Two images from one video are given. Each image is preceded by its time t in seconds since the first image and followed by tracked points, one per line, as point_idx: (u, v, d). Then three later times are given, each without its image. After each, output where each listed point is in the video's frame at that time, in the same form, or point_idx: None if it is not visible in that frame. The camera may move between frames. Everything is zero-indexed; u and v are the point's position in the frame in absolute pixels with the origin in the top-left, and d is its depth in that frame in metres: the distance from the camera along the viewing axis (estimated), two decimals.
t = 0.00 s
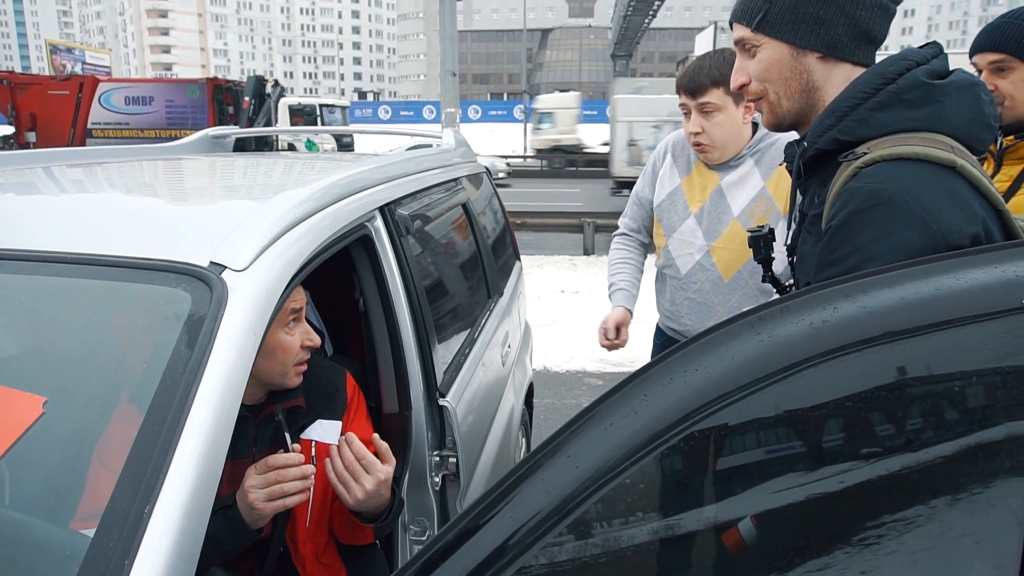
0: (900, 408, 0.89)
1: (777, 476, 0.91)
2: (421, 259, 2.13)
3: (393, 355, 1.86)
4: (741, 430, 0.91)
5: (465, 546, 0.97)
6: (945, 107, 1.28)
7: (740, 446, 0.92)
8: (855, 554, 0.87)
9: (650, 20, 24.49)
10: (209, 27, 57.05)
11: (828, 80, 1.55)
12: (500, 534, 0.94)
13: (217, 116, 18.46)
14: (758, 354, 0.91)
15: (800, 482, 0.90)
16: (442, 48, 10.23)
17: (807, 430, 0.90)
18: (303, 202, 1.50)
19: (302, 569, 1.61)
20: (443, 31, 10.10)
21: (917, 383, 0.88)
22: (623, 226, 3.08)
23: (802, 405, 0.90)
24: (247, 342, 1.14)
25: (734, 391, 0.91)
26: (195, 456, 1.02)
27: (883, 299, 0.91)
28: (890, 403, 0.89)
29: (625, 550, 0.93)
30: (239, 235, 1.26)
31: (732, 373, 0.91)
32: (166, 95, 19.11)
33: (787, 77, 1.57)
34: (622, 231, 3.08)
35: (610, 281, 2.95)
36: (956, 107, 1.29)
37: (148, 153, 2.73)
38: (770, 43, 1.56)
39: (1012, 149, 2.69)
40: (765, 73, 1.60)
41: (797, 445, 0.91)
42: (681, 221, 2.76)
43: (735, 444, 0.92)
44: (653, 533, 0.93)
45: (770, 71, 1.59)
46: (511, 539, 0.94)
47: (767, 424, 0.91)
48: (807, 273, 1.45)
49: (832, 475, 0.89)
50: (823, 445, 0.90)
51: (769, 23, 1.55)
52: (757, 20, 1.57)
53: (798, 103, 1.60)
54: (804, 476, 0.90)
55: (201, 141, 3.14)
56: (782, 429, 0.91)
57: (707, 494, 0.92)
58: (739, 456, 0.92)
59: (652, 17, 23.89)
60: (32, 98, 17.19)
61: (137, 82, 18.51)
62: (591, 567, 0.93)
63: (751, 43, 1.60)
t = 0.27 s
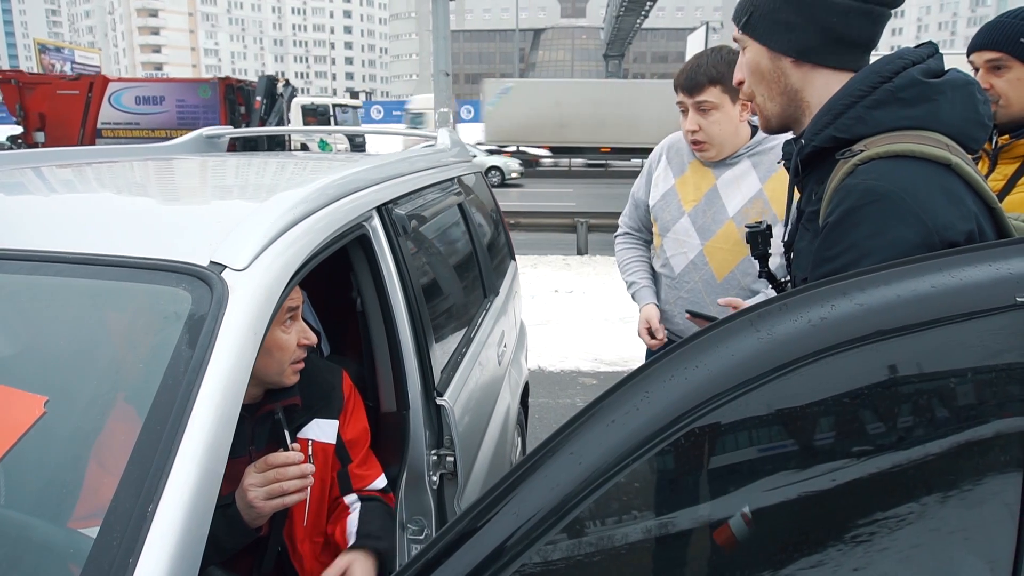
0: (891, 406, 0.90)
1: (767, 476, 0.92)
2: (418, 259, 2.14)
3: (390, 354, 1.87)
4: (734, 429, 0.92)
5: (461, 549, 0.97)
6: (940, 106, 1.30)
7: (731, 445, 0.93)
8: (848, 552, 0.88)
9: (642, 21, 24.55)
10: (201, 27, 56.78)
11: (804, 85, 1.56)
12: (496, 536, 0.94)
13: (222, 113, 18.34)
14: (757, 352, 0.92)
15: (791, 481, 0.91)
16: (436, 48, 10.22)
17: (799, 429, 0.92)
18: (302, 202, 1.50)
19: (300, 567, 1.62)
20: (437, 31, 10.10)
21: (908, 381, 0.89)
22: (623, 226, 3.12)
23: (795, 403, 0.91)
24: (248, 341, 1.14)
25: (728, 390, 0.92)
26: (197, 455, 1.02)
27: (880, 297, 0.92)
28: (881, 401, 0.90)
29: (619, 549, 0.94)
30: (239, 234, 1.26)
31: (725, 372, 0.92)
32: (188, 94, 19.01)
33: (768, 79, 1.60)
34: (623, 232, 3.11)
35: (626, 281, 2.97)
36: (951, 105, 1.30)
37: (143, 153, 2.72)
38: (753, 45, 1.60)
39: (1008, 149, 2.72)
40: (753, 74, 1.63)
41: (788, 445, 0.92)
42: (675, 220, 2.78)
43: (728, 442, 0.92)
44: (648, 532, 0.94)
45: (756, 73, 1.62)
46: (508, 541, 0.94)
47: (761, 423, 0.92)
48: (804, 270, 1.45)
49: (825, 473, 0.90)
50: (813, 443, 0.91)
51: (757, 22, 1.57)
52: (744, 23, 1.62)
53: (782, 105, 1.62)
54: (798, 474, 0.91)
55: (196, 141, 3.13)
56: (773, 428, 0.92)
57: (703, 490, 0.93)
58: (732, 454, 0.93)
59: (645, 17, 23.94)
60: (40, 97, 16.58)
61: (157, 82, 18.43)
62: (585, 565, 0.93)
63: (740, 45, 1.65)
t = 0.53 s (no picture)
0: (884, 406, 0.92)
1: (762, 474, 0.93)
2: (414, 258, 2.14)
3: (387, 354, 1.87)
4: (729, 429, 0.94)
5: (460, 551, 0.97)
6: (933, 106, 1.31)
7: (726, 444, 0.94)
8: (841, 549, 0.90)
9: (636, 21, 24.58)
10: (196, 27, 56.33)
11: (784, 89, 1.66)
12: (495, 537, 0.95)
13: (233, 113, 18.31)
14: (755, 351, 0.93)
15: (785, 480, 0.93)
16: (430, 48, 10.19)
17: (793, 429, 0.93)
18: (299, 203, 1.50)
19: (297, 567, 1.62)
20: (431, 31, 10.07)
21: (899, 380, 0.91)
22: (622, 227, 3.13)
23: (790, 403, 0.92)
24: (247, 341, 1.14)
25: (725, 390, 0.92)
26: (198, 456, 1.02)
27: (876, 296, 0.93)
28: (874, 401, 0.92)
29: (615, 548, 0.95)
30: (237, 235, 1.26)
31: (723, 372, 0.93)
32: (188, 95, 18.84)
33: (762, 81, 1.73)
34: (622, 232, 3.12)
35: (624, 278, 2.98)
36: (943, 105, 1.31)
37: (138, 153, 2.71)
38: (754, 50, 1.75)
39: (1002, 147, 2.74)
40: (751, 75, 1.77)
41: (783, 443, 0.93)
42: (672, 220, 2.78)
43: (723, 442, 0.94)
44: (643, 531, 0.95)
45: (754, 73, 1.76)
46: (506, 543, 0.94)
47: (756, 422, 0.93)
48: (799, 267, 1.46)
49: (817, 473, 0.92)
50: (807, 443, 0.93)
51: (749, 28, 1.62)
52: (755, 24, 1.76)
53: (773, 105, 1.74)
54: (792, 473, 0.93)
55: (190, 141, 3.12)
56: (767, 428, 0.93)
57: (699, 489, 0.94)
58: (726, 454, 0.94)
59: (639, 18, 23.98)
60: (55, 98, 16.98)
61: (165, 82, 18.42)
62: (582, 564, 0.94)
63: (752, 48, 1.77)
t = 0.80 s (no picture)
0: (878, 405, 0.92)
1: (758, 473, 0.93)
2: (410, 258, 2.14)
3: (384, 355, 1.87)
4: (724, 428, 0.94)
5: (457, 551, 0.97)
6: (923, 104, 1.31)
7: (723, 443, 0.94)
8: (837, 547, 0.91)
9: (632, 21, 24.60)
10: (193, 27, 56.18)
11: (779, 88, 1.67)
12: (492, 537, 0.95)
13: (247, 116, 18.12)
14: (750, 351, 0.93)
15: (782, 479, 0.93)
16: (426, 49, 10.19)
17: (788, 428, 0.93)
18: (294, 203, 1.50)
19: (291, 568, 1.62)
20: (427, 32, 10.07)
21: (894, 379, 0.92)
22: (614, 234, 3.11)
23: (784, 402, 0.93)
24: (245, 341, 1.14)
25: (720, 391, 0.93)
26: (196, 456, 1.02)
27: (869, 295, 0.93)
28: (870, 400, 0.92)
29: (612, 547, 0.95)
30: (233, 236, 1.27)
31: (718, 372, 0.93)
32: (199, 97, 18.88)
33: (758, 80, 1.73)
34: (614, 239, 3.10)
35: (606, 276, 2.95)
36: (934, 104, 1.32)
37: (134, 154, 2.71)
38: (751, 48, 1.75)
39: (997, 147, 2.77)
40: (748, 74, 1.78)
41: (778, 442, 0.93)
42: (665, 230, 2.80)
43: (718, 441, 0.94)
44: (639, 531, 0.95)
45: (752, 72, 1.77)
46: (503, 543, 0.94)
47: (750, 422, 0.94)
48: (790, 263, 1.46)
49: (814, 472, 0.92)
50: (803, 442, 0.93)
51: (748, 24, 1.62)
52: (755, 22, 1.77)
53: (768, 105, 1.74)
54: (788, 472, 0.93)
55: (186, 142, 3.12)
56: (764, 427, 0.93)
57: (698, 487, 0.94)
58: (723, 453, 0.94)
59: (635, 18, 23.99)
60: (60, 98, 16.29)
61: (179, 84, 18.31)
62: (578, 564, 0.94)
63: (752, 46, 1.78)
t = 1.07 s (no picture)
0: (878, 405, 0.93)
1: (757, 473, 0.94)
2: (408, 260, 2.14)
3: (382, 355, 1.86)
4: (724, 428, 0.93)
5: (457, 551, 0.97)
6: (924, 109, 1.31)
7: (724, 442, 0.94)
8: (836, 547, 0.91)
9: (631, 21, 24.59)
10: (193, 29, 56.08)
11: (778, 90, 1.66)
12: (492, 536, 0.95)
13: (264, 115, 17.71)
14: (748, 351, 0.93)
15: (781, 479, 0.93)
16: (425, 48, 10.17)
17: (787, 429, 0.93)
18: (293, 205, 1.49)
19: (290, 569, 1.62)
20: (426, 30, 10.01)
21: (894, 379, 0.92)
22: (613, 248, 3.11)
23: (783, 402, 0.93)
24: (242, 341, 1.14)
25: (719, 390, 0.92)
26: (193, 457, 1.02)
27: (868, 296, 0.93)
28: (870, 400, 0.92)
29: (611, 547, 0.95)
30: (231, 236, 1.26)
31: (717, 372, 0.93)
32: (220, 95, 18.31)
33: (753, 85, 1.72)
34: (613, 253, 3.10)
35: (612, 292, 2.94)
36: (935, 107, 1.32)
37: (132, 154, 2.70)
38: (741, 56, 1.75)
39: (999, 147, 2.75)
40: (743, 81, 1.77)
41: (778, 442, 0.94)
42: (659, 245, 2.80)
43: (719, 440, 0.94)
44: (639, 531, 0.95)
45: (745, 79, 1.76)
46: (502, 543, 0.94)
47: (750, 421, 0.93)
48: (791, 268, 1.46)
49: (813, 471, 0.93)
50: (802, 442, 0.93)
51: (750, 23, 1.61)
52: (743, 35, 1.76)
53: (766, 109, 1.73)
54: (787, 471, 0.93)
55: (184, 142, 3.12)
56: (763, 427, 0.93)
57: (699, 487, 0.94)
58: (724, 452, 0.94)
59: (634, 17, 24.00)
60: (80, 99, 16.40)
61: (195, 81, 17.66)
62: (578, 563, 0.94)
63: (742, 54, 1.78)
